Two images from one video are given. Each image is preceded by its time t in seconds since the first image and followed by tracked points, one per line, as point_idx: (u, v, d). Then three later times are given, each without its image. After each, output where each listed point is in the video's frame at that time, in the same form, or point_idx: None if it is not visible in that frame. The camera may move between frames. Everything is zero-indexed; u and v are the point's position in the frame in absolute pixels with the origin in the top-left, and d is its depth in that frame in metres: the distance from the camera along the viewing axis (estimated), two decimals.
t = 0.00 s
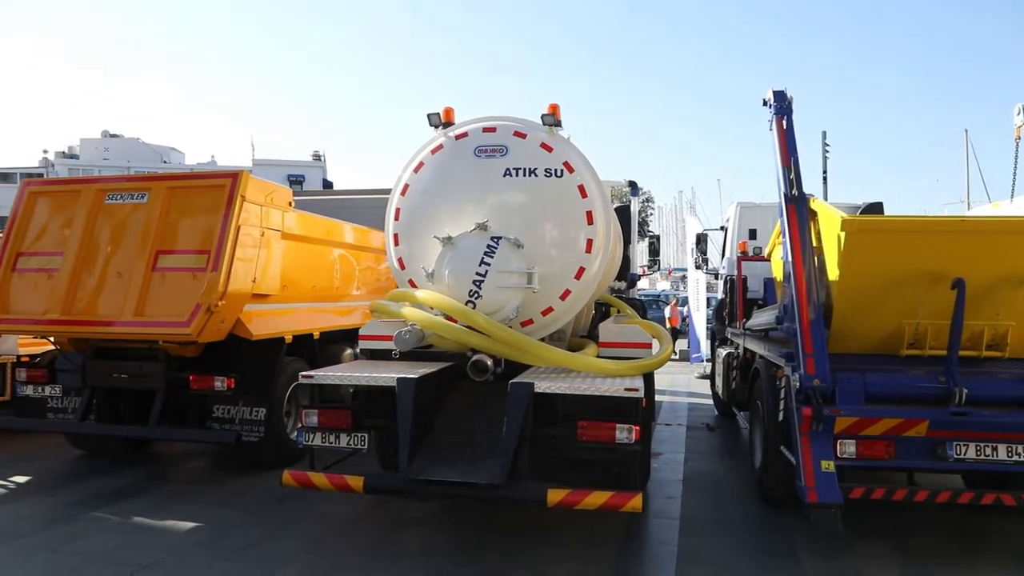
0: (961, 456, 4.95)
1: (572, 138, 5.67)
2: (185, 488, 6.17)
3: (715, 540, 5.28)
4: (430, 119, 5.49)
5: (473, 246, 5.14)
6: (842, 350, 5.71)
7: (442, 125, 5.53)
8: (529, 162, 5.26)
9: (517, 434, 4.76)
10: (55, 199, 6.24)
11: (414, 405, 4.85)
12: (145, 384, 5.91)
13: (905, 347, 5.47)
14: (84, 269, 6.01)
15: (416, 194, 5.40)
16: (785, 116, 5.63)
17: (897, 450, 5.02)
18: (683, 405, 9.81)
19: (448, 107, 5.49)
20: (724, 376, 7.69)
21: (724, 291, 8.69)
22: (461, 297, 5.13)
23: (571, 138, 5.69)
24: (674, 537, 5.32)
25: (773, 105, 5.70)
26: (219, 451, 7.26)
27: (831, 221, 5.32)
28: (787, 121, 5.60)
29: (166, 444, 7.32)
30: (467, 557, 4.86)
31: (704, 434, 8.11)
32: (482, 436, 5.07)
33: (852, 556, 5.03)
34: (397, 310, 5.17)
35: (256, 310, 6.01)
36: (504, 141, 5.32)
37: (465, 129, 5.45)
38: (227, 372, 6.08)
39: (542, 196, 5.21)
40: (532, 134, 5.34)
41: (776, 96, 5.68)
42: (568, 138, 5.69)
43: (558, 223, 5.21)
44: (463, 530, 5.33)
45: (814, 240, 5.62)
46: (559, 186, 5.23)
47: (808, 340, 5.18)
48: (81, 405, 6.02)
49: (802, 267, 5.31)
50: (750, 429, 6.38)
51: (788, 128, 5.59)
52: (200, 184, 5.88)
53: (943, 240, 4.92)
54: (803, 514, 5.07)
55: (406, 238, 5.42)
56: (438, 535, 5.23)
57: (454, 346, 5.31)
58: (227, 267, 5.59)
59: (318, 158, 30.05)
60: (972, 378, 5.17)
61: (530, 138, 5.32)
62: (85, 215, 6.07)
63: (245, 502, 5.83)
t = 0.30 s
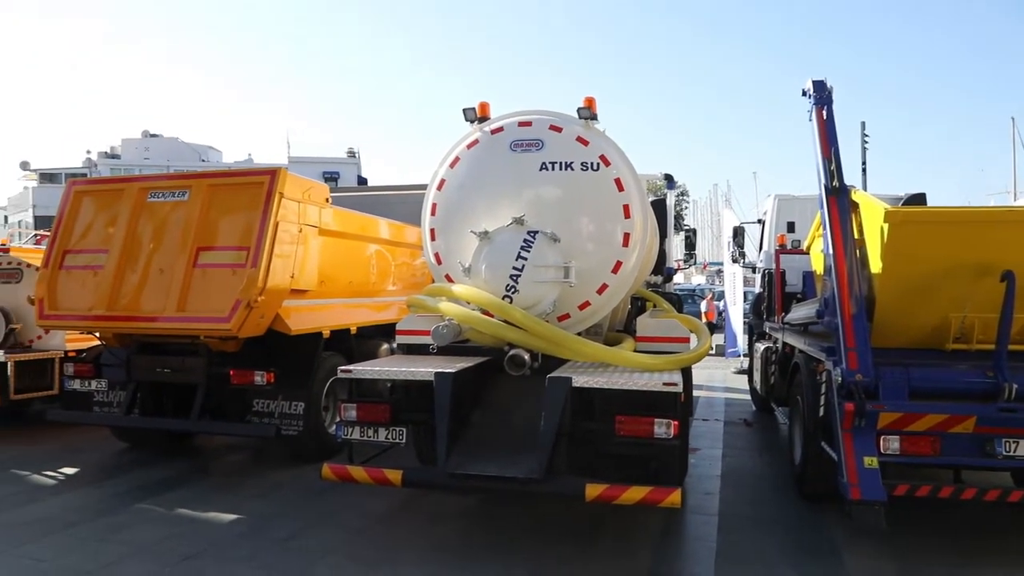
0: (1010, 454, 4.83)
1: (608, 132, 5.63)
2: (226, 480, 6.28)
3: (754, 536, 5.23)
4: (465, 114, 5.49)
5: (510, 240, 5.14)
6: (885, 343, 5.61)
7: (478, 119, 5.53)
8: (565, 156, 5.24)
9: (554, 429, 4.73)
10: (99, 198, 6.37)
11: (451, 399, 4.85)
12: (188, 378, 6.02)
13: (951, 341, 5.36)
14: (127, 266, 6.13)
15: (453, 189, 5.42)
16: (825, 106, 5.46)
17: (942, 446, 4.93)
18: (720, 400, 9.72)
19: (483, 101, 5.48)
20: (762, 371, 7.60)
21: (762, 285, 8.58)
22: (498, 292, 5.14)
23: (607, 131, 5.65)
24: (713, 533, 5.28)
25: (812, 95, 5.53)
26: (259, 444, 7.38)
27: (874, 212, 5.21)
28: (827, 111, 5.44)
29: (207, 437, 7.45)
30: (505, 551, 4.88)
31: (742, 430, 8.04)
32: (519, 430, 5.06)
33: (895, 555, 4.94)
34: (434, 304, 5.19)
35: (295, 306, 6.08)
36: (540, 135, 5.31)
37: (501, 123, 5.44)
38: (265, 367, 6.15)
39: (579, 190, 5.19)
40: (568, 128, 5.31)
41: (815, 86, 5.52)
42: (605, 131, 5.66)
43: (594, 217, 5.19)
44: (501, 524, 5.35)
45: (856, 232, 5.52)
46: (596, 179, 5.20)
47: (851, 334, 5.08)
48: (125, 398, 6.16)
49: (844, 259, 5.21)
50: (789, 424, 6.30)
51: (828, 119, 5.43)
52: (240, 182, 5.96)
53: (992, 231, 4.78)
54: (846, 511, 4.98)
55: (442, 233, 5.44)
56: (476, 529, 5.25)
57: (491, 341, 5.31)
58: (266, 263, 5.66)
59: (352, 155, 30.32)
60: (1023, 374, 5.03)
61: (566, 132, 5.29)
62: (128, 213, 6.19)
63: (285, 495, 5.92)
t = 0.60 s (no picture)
0: None
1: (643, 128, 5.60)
2: (262, 475, 6.36)
3: (792, 537, 5.17)
4: (499, 112, 5.49)
5: (545, 238, 5.13)
6: (928, 343, 5.51)
7: (512, 117, 5.53)
8: (600, 153, 5.22)
9: (590, 427, 4.72)
10: (140, 196, 6.48)
11: (486, 396, 4.86)
12: (225, 374, 6.11)
13: (997, 340, 5.24)
14: (167, 263, 6.23)
15: (487, 187, 5.42)
16: (865, 101, 5.33)
17: (988, 449, 4.79)
18: (755, 399, 9.62)
19: (518, 99, 5.48)
20: (799, 370, 7.51)
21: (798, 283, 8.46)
22: (532, 289, 5.13)
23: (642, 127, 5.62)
24: (749, 534, 5.22)
25: (851, 90, 5.41)
26: (295, 439, 7.47)
27: (916, 209, 5.11)
28: (867, 106, 5.32)
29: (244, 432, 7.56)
30: (539, 549, 4.88)
31: (778, 429, 7.94)
32: (554, 428, 5.06)
33: (937, 558, 4.85)
34: (469, 302, 5.20)
35: (330, 303, 6.14)
36: (575, 132, 5.29)
37: (536, 121, 5.43)
38: (302, 363, 6.22)
39: (614, 187, 5.17)
40: (604, 125, 5.28)
41: (855, 80, 5.39)
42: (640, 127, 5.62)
43: (629, 215, 5.15)
44: (536, 522, 5.35)
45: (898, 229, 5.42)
46: (631, 176, 5.17)
47: (892, 333, 4.97)
48: (165, 393, 6.28)
49: (885, 256, 5.12)
50: (827, 425, 6.21)
51: (868, 114, 5.31)
52: (276, 180, 6.03)
53: None
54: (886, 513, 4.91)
55: (477, 231, 5.45)
56: (511, 527, 5.26)
57: (526, 338, 5.32)
58: (302, 261, 5.72)
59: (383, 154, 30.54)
60: None
61: (601, 129, 5.27)
62: (167, 211, 6.29)
63: (320, 490, 5.98)
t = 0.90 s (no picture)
0: None
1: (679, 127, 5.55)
2: (299, 472, 6.45)
3: (831, 541, 5.09)
4: (534, 111, 5.49)
5: (581, 237, 5.12)
6: (975, 344, 5.38)
7: (548, 116, 5.52)
8: (636, 152, 5.19)
9: (626, 428, 4.69)
10: (181, 197, 6.60)
11: (522, 396, 4.87)
12: (263, 373, 6.21)
13: None
14: (206, 263, 6.33)
15: (523, 186, 5.42)
16: (908, 97, 5.22)
17: None
18: (791, 401, 9.49)
19: (553, 98, 5.47)
20: (837, 372, 7.39)
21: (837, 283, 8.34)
22: (568, 289, 5.12)
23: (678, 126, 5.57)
24: (787, 537, 5.15)
25: (893, 86, 5.30)
26: (330, 437, 7.55)
27: (960, 207, 5.01)
28: (909, 102, 5.21)
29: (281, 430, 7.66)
30: (574, 550, 4.87)
31: (816, 432, 7.83)
32: (590, 428, 5.04)
33: (982, 565, 4.73)
34: (504, 301, 5.21)
35: (366, 302, 6.19)
36: (611, 131, 5.27)
37: (571, 120, 5.42)
38: (339, 362, 6.26)
39: (650, 186, 5.13)
40: (640, 124, 5.26)
41: (896, 76, 5.29)
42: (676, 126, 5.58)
43: (666, 214, 5.12)
44: (571, 522, 5.34)
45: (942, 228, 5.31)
46: (668, 175, 5.13)
47: (935, 334, 4.87)
48: (205, 390, 6.36)
49: (929, 256, 5.02)
50: (867, 427, 6.10)
51: (910, 110, 5.21)
52: (313, 181, 6.10)
53: None
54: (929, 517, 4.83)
55: (513, 231, 5.46)
56: (545, 527, 5.26)
57: (561, 338, 5.31)
58: (338, 261, 5.78)
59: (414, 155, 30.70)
60: None
61: (637, 128, 5.24)
62: (207, 212, 6.40)
63: (356, 489, 6.03)
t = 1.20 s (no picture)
0: None
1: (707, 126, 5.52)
2: (325, 471, 6.50)
3: (860, 545, 5.04)
4: (561, 111, 5.49)
5: (607, 237, 5.11)
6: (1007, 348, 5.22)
7: (574, 116, 5.52)
8: (664, 152, 5.17)
9: (653, 428, 4.66)
10: (210, 198, 6.68)
11: (548, 396, 4.85)
12: (291, 372, 6.27)
13: None
14: (235, 263, 6.41)
15: (549, 187, 5.43)
16: (940, 95, 5.15)
17: None
18: (818, 403, 9.40)
19: (580, 98, 5.47)
20: (866, 374, 7.30)
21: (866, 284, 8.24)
22: (595, 290, 5.12)
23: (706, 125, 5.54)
24: (815, 541, 5.10)
25: (925, 84, 5.22)
26: (356, 436, 7.61)
27: (994, 208, 4.98)
28: (942, 100, 5.13)
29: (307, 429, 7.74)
30: (601, 551, 4.85)
31: (844, 434, 7.74)
32: (617, 429, 5.03)
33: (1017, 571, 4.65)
34: (530, 302, 5.22)
35: (393, 302, 6.23)
36: (638, 131, 5.25)
37: (598, 120, 5.41)
38: (365, 362, 6.30)
39: (678, 186, 5.11)
40: (667, 123, 5.23)
41: (928, 74, 5.21)
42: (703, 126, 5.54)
43: (693, 214, 5.10)
44: (597, 523, 5.33)
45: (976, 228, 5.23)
46: (695, 175, 5.11)
47: (968, 336, 4.78)
48: (233, 389, 6.45)
49: (962, 256, 4.92)
50: (897, 430, 6.02)
51: (943, 108, 5.13)
52: (341, 181, 6.15)
53: None
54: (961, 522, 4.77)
55: (539, 231, 5.47)
56: (571, 527, 5.25)
57: (588, 338, 5.31)
58: (365, 260, 5.82)
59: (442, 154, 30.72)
60: None
61: (664, 127, 5.22)
62: (236, 212, 6.47)
63: (381, 487, 6.07)
